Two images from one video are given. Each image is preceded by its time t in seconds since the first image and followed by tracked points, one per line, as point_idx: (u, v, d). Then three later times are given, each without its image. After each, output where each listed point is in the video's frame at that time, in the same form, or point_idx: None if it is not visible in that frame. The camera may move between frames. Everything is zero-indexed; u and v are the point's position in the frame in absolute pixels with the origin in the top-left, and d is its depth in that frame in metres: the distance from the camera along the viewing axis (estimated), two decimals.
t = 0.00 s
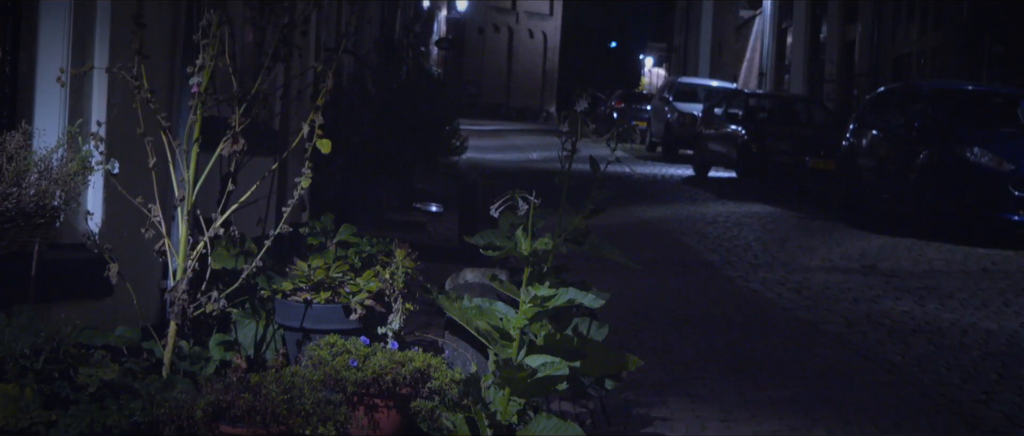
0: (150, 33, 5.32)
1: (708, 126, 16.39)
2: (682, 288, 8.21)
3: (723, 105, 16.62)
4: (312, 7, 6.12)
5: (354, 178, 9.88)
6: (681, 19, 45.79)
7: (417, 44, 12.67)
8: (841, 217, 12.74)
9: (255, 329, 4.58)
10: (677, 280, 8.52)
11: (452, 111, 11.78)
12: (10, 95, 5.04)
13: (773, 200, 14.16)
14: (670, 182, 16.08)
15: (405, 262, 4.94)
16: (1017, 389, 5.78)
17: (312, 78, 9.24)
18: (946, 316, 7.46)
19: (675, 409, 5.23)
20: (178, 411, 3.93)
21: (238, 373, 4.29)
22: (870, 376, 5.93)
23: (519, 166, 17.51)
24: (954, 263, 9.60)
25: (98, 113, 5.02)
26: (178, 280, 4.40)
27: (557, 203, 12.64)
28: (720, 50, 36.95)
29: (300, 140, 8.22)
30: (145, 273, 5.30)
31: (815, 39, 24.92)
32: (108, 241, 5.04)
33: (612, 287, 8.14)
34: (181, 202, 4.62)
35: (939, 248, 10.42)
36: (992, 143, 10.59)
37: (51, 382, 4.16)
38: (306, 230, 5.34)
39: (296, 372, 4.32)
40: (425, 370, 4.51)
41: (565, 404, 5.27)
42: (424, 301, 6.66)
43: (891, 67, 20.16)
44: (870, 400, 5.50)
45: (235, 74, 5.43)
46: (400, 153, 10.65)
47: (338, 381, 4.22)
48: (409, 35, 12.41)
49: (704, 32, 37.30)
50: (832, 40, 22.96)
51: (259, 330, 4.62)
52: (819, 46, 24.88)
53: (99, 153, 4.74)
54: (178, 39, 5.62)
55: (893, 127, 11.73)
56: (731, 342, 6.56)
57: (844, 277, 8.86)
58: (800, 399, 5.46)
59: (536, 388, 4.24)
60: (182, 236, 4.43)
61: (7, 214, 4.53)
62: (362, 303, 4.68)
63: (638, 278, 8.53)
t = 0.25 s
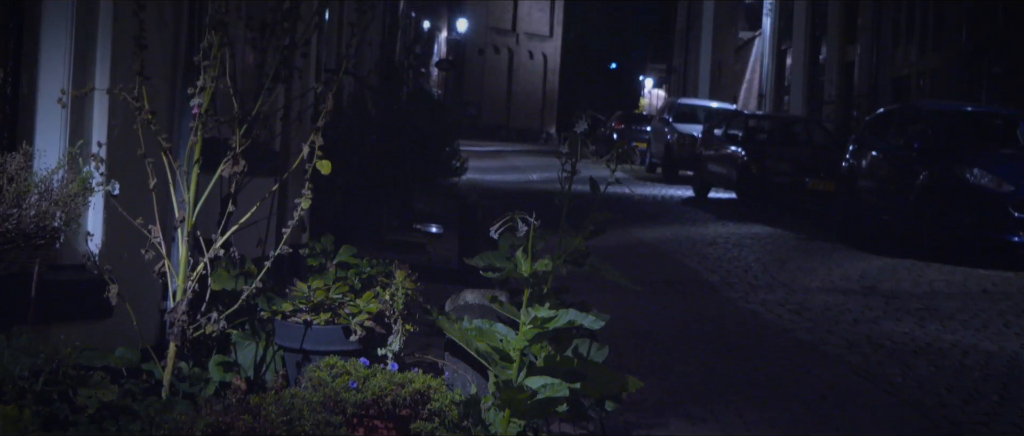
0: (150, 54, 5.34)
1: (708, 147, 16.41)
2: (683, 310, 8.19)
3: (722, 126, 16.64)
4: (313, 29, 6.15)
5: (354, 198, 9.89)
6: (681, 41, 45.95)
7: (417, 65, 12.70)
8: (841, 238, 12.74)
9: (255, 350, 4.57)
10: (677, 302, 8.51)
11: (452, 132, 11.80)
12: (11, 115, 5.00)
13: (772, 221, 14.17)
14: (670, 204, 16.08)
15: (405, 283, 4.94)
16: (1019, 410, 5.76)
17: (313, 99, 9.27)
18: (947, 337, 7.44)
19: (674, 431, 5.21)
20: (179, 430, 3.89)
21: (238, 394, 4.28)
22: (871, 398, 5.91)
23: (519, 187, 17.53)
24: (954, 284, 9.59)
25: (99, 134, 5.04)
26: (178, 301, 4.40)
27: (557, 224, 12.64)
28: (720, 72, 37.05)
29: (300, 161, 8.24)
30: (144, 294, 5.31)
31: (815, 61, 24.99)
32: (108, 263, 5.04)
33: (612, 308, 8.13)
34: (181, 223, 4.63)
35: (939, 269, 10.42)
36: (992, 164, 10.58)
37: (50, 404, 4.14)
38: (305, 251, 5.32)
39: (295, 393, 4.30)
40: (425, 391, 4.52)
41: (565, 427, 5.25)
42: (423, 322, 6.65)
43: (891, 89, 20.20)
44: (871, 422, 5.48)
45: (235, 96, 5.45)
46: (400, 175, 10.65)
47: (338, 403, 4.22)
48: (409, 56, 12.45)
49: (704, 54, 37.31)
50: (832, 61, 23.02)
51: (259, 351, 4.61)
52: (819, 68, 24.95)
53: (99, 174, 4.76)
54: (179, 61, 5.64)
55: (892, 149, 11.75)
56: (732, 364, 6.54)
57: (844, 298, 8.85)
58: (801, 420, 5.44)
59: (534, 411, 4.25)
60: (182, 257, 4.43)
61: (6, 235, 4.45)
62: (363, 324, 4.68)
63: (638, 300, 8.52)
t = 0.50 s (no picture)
0: (151, 74, 5.33)
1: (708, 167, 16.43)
2: (683, 330, 8.18)
3: (722, 146, 16.66)
4: (313, 49, 6.16)
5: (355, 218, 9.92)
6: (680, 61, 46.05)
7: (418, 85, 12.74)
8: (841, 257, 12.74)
9: (255, 370, 4.56)
10: (677, 322, 8.50)
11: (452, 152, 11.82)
12: (12, 135, 5.08)
13: (772, 241, 14.17)
14: (670, 223, 16.09)
15: (405, 304, 4.86)
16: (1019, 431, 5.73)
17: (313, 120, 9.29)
18: (947, 357, 7.42)
19: None
20: None
21: (237, 414, 4.27)
22: (871, 418, 5.89)
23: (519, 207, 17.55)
24: (955, 304, 9.58)
25: (100, 154, 5.03)
26: (178, 321, 4.39)
27: (558, 243, 12.63)
28: (720, 92, 37.13)
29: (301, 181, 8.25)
30: (144, 315, 5.28)
31: (814, 80, 25.05)
32: (107, 283, 5.03)
33: (613, 328, 8.12)
34: (181, 243, 4.61)
35: (939, 289, 10.40)
36: (993, 184, 10.52)
37: (49, 425, 4.13)
38: (305, 271, 5.29)
39: (294, 413, 4.29)
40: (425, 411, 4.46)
41: None
42: (423, 342, 6.64)
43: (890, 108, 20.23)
44: None
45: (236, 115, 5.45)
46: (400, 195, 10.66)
47: (338, 423, 4.18)
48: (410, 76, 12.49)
49: (704, 73, 37.31)
50: (831, 81, 23.06)
51: (259, 371, 4.60)
52: (818, 88, 24.99)
53: (100, 194, 4.76)
54: (180, 81, 5.66)
55: (892, 169, 11.76)
56: (733, 384, 6.52)
57: (844, 318, 8.84)
58: None
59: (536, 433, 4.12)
60: (182, 278, 4.43)
61: (6, 254, 4.54)
62: (363, 344, 4.69)
63: (638, 319, 8.51)
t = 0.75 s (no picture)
0: (152, 90, 5.36)
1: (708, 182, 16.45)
2: (683, 345, 8.18)
3: (722, 161, 16.69)
4: (314, 64, 6.18)
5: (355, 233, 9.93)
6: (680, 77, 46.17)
7: (418, 101, 12.78)
8: (841, 273, 12.74)
9: (254, 385, 4.55)
10: (677, 337, 8.50)
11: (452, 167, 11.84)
12: (13, 151, 5.09)
13: (772, 256, 14.18)
14: (670, 238, 16.10)
15: (404, 318, 4.89)
16: None
17: (314, 135, 9.32)
18: (948, 373, 7.42)
19: None
20: None
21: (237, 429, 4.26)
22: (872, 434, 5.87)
23: (520, 222, 17.58)
24: (955, 319, 9.57)
25: (100, 170, 5.04)
26: (177, 337, 4.39)
27: (557, 259, 12.64)
28: (720, 108, 37.19)
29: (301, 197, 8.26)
30: (144, 331, 5.28)
31: (814, 96, 25.10)
32: (107, 298, 5.03)
33: (613, 344, 8.11)
34: (181, 259, 4.62)
35: (940, 304, 10.40)
36: (992, 199, 10.57)
37: None
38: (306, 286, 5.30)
39: (294, 429, 4.28)
40: (425, 426, 4.43)
41: None
42: (423, 358, 6.63)
43: (890, 124, 20.27)
44: None
45: (236, 130, 5.46)
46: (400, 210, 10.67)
47: None
48: (411, 92, 12.53)
49: (704, 88, 37.36)
50: (831, 97, 23.11)
51: (259, 386, 4.59)
52: (818, 103, 25.03)
53: (100, 209, 4.76)
54: (180, 97, 5.68)
55: (891, 184, 11.78)
56: (733, 400, 6.51)
57: (845, 333, 8.83)
58: None
59: None
60: (182, 293, 4.43)
61: (6, 270, 4.51)
62: (362, 359, 4.69)
63: (638, 335, 8.51)
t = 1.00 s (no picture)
0: (152, 101, 5.36)
1: (708, 193, 16.45)
2: (683, 357, 8.17)
3: (722, 172, 16.70)
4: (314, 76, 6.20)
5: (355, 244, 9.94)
6: (680, 88, 46.22)
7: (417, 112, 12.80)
8: (841, 285, 12.73)
9: (254, 395, 4.54)
10: (677, 348, 8.49)
11: (452, 179, 11.85)
12: (12, 161, 5.09)
13: (772, 268, 14.18)
14: (670, 250, 16.09)
15: (405, 330, 4.87)
16: None
17: (314, 147, 9.33)
18: (949, 384, 7.41)
19: None
20: None
21: None
22: None
23: (519, 234, 17.60)
24: (956, 331, 9.56)
25: (100, 182, 5.06)
26: (177, 348, 4.38)
27: (557, 271, 12.63)
28: (719, 119, 37.23)
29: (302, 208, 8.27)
30: (144, 342, 5.28)
31: (814, 108, 25.13)
32: (108, 310, 5.03)
33: (613, 355, 8.11)
34: (181, 270, 4.61)
35: (940, 316, 10.39)
36: (992, 211, 10.57)
37: None
38: (306, 299, 5.30)
39: None
40: None
41: None
42: (423, 369, 6.63)
43: (890, 136, 20.29)
44: None
45: (236, 140, 5.47)
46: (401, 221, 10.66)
47: None
48: (411, 104, 12.55)
49: (704, 99, 37.39)
50: (831, 109, 23.12)
51: (259, 396, 4.57)
52: (818, 115, 25.05)
53: (100, 220, 4.77)
54: (180, 109, 5.70)
55: (891, 196, 11.80)
56: (733, 411, 6.50)
57: (846, 345, 8.81)
58: None
59: None
60: (181, 304, 4.43)
61: (6, 281, 4.51)
62: (362, 371, 4.67)
63: (638, 346, 8.50)
